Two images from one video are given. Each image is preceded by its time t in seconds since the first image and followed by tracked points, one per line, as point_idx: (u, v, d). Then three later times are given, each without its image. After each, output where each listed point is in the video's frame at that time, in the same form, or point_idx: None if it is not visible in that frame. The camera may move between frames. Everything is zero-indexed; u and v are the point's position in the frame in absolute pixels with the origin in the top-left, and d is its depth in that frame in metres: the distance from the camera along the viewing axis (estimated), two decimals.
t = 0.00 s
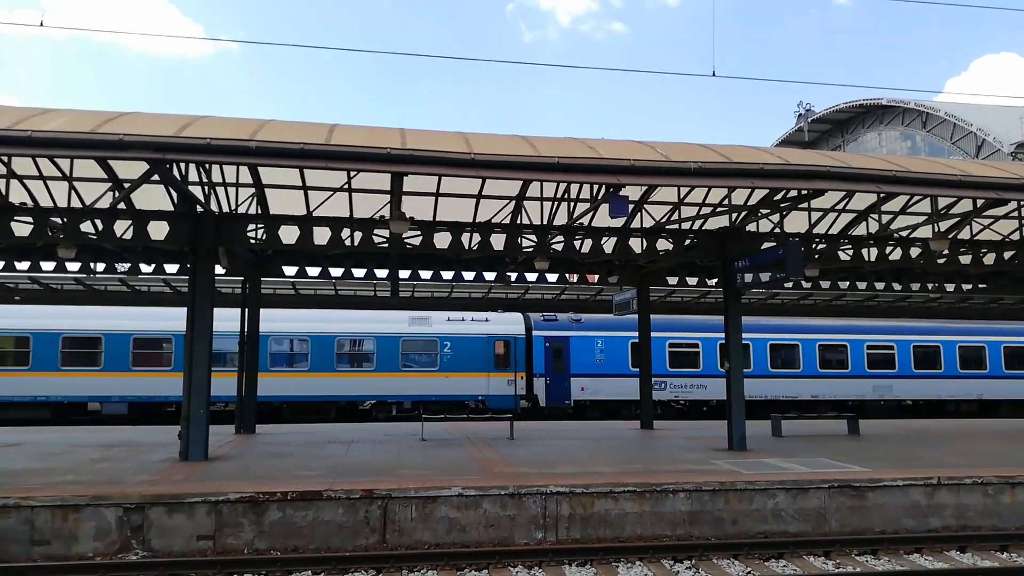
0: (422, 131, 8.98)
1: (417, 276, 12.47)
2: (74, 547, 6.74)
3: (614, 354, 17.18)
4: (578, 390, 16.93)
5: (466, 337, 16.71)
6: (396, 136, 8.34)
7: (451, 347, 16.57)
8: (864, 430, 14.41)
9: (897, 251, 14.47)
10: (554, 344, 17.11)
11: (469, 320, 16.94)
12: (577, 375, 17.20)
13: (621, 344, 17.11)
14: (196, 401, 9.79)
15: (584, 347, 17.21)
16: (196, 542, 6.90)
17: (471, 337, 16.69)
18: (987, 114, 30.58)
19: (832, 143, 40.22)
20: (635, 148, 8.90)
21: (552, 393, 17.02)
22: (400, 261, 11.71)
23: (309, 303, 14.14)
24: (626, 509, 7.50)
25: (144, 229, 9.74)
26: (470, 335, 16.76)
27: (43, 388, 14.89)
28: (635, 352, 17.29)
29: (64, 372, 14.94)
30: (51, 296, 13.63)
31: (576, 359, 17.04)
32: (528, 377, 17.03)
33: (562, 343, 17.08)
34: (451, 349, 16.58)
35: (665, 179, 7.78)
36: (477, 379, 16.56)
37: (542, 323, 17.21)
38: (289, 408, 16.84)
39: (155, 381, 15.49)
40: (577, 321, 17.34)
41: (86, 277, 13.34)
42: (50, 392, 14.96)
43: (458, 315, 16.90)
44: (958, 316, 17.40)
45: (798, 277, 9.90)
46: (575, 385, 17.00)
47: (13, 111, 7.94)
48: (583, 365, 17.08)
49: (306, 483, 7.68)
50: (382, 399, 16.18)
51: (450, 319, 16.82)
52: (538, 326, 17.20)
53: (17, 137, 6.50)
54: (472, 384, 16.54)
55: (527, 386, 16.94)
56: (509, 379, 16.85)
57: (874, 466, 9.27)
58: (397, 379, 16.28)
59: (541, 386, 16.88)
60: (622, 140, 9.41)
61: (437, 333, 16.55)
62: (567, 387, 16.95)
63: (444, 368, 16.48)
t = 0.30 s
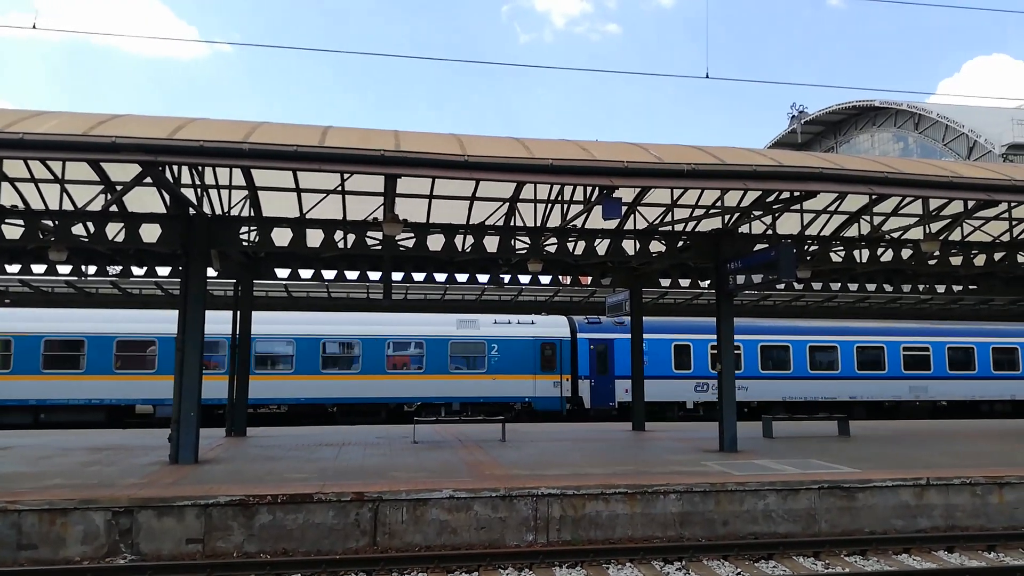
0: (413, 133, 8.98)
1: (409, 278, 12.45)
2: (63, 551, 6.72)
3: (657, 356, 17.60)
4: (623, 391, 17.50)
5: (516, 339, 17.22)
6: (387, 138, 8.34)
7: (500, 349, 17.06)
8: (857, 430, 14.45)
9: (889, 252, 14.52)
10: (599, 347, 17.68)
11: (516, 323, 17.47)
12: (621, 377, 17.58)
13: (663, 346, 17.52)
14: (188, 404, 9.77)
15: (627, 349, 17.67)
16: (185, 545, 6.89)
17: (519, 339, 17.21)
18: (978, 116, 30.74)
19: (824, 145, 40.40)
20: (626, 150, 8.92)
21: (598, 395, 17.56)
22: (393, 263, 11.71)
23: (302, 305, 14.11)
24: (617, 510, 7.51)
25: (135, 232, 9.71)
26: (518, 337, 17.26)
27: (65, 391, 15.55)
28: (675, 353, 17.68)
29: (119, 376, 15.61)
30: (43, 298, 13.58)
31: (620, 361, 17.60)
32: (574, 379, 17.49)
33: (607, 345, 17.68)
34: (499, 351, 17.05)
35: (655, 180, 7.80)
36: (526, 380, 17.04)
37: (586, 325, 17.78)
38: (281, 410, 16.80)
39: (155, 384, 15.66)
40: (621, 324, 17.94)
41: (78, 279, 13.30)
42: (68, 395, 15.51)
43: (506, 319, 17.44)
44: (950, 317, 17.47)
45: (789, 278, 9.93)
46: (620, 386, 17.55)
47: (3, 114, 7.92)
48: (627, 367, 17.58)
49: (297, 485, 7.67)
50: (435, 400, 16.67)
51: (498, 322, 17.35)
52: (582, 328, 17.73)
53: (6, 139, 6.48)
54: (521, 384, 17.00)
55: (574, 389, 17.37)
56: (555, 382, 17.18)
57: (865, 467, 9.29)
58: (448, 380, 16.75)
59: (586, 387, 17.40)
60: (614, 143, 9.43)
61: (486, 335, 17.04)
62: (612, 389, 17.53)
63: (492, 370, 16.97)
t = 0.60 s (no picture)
0: (412, 130, 8.96)
1: (406, 274, 12.43)
2: (57, 544, 6.70)
3: (703, 356, 17.76)
4: (669, 392, 17.44)
5: (563, 339, 17.51)
6: (386, 134, 8.32)
7: (550, 347, 17.33)
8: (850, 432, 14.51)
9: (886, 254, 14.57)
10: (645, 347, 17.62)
11: (565, 323, 17.78)
12: (667, 377, 17.55)
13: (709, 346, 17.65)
14: (182, 398, 9.74)
15: (673, 350, 17.70)
16: (180, 540, 6.87)
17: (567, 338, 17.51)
18: (975, 120, 30.82)
19: (822, 147, 40.46)
20: (626, 149, 8.91)
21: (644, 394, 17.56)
22: (390, 259, 11.70)
23: (298, 300, 14.08)
24: (612, 509, 7.52)
25: (131, 224, 9.67)
26: (566, 336, 17.57)
27: (65, 382, 15.52)
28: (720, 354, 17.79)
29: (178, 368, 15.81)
30: (38, 290, 13.54)
31: (668, 361, 17.56)
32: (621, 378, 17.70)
33: (654, 345, 17.60)
34: (548, 350, 17.33)
35: (654, 180, 7.80)
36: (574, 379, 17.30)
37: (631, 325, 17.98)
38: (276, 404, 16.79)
39: (153, 377, 15.76)
40: (666, 324, 17.91)
41: (74, 271, 13.25)
42: (69, 387, 15.53)
43: (554, 318, 17.75)
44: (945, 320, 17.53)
45: (786, 280, 9.95)
46: (666, 386, 17.52)
47: None
48: (674, 367, 17.57)
49: (292, 481, 7.67)
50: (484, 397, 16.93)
51: (546, 321, 17.66)
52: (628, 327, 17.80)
53: (3, 130, 6.45)
54: (571, 383, 17.29)
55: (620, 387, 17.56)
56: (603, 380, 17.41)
57: (859, 469, 9.33)
58: (498, 378, 17.04)
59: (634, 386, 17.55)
60: (613, 142, 9.42)
61: (537, 334, 17.31)
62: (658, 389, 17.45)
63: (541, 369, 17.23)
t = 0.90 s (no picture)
0: (412, 134, 8.99)
1: (410, 279, 12.45)
2: (67, 553, 6.72)
3: (755, 354, 17.90)
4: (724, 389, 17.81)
5: (619, 339, 17.65)
6: (385, 139, 8.34)
7: (606, 348, 17.47)
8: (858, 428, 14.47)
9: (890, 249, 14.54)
10: (698, 346, 18.06)
11: (618, 324, 17.93)
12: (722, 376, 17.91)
13: (762, 344, 17.88)
14: (189, 407, 9.76)
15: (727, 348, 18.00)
16: (189, 547, 6.88)
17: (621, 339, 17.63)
18: (977, 112, 30.74)
19: (824, 143, 40.40)
20: (626, 149, 8.92)
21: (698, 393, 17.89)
22: (393, 263, 11.72)
23: (302, 307, 14.10)
24: (620, 509, 7.51)
25: (135, 234, 9.71)
26: (622, 337, 17.70)
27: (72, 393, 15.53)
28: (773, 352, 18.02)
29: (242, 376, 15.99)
30: (44, 303, 13.60)
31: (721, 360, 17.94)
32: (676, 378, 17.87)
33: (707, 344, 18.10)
34: (604, 351, 17.46)
35: (655, 179, 7.80)
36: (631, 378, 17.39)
37: (685, 325, 18.17)
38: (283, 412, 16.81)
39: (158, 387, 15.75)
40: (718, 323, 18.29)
41: (79, 283, 13.30)
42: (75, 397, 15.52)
43: (608, 319, 17.93)
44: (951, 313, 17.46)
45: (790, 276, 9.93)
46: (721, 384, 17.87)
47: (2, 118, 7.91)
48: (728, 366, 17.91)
49: (300, 486, 7.68)
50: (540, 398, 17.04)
51: (600, 322, 17.84)
52: (681, 328, 18.18)
53: (5, 144, 6.49)
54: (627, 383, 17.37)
55: (676, 387, 17.75)
56: (657, 380, 17.64)
57: (868, 464, 9.29)
58: (554, 379, 17.17)
59: (688, 386, 17.78)
60: (613, 142, 9.43)
61: (591, 336, 17.47)
62: (712, 387, 17.88)
63: (595, 369, 17.36)
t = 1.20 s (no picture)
0: (425, 138, 9.02)
1: (421, 282, 12.47)
2: (79, 553, 6.76)
3: (815, 361, 18.23)
4: (783, 397, 18.06)
5: (679, 346, 17.85)
6: (399, 144, 8.36)
7: (667, 354, 17.68)
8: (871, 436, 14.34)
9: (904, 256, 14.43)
10: (758, 353, 18.31)
11: (677, 330, 18.14)
12: (780, 383, 18.17)
13: (820, 352, 18.13)
14: (202, 409, 9.82)
15: (786, 356, 18.21)
16: (201, 549, 6.92)
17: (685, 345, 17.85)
18: (993, 118, 30.44)
19: (838, 149, 40.19)
20: (638, 154, 8.90)
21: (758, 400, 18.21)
22: (405, 267, 11.75)
23: (315, 309, 14.17)
24: (631, 515, 7.48)
25: (150, 237, 9.79)
26: (682, 343, 17.88)
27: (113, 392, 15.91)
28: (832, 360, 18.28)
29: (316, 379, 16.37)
30: (59, 304, 13.74)
31: (780, 368, 18.19)
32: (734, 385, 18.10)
33: (765, 351, 18.32)
34: (665, 357, 17.68)
35: (667, 183, 7.77)
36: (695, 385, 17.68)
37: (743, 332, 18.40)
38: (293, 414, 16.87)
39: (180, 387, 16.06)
40: (777, 331, 18.45)
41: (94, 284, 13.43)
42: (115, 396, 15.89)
43: (667, 326, 18.16)
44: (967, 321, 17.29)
45: (803, 282, 9.86)
46: (780, 391, 18.12)
47: (21, 121, 8.00)
48: (787, 373, 18.17)
49: (311, 489, 7.69)
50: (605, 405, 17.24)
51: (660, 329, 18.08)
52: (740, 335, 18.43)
53: (23, 147, 6.56)
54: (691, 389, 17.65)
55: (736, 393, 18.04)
56: (717, 387, 17.86)
57: (882, 472, 9.20)
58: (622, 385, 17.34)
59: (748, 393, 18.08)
60: (626, 147, 9.41)
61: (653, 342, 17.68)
62: (772, 394, 18.14)
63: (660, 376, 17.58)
